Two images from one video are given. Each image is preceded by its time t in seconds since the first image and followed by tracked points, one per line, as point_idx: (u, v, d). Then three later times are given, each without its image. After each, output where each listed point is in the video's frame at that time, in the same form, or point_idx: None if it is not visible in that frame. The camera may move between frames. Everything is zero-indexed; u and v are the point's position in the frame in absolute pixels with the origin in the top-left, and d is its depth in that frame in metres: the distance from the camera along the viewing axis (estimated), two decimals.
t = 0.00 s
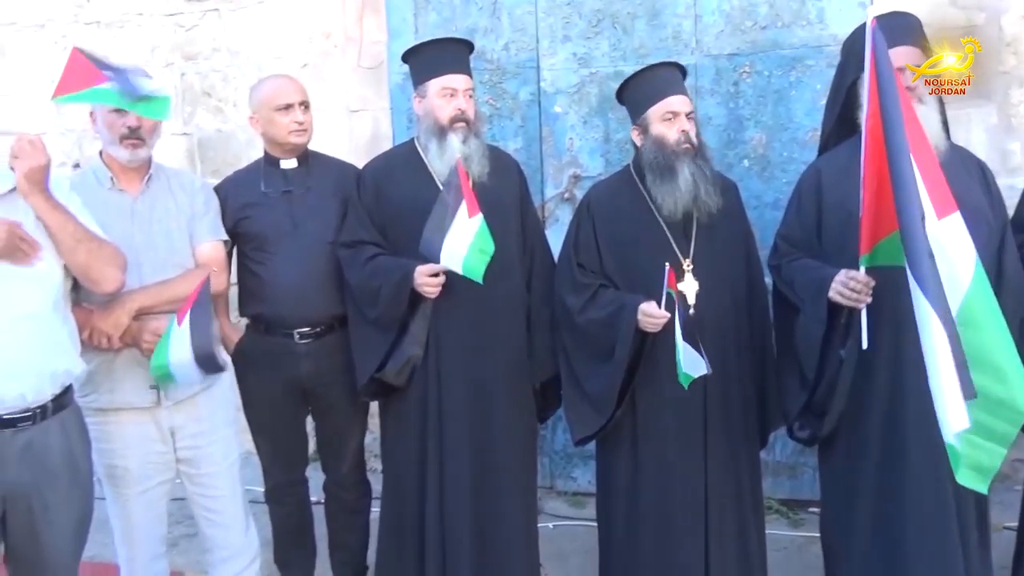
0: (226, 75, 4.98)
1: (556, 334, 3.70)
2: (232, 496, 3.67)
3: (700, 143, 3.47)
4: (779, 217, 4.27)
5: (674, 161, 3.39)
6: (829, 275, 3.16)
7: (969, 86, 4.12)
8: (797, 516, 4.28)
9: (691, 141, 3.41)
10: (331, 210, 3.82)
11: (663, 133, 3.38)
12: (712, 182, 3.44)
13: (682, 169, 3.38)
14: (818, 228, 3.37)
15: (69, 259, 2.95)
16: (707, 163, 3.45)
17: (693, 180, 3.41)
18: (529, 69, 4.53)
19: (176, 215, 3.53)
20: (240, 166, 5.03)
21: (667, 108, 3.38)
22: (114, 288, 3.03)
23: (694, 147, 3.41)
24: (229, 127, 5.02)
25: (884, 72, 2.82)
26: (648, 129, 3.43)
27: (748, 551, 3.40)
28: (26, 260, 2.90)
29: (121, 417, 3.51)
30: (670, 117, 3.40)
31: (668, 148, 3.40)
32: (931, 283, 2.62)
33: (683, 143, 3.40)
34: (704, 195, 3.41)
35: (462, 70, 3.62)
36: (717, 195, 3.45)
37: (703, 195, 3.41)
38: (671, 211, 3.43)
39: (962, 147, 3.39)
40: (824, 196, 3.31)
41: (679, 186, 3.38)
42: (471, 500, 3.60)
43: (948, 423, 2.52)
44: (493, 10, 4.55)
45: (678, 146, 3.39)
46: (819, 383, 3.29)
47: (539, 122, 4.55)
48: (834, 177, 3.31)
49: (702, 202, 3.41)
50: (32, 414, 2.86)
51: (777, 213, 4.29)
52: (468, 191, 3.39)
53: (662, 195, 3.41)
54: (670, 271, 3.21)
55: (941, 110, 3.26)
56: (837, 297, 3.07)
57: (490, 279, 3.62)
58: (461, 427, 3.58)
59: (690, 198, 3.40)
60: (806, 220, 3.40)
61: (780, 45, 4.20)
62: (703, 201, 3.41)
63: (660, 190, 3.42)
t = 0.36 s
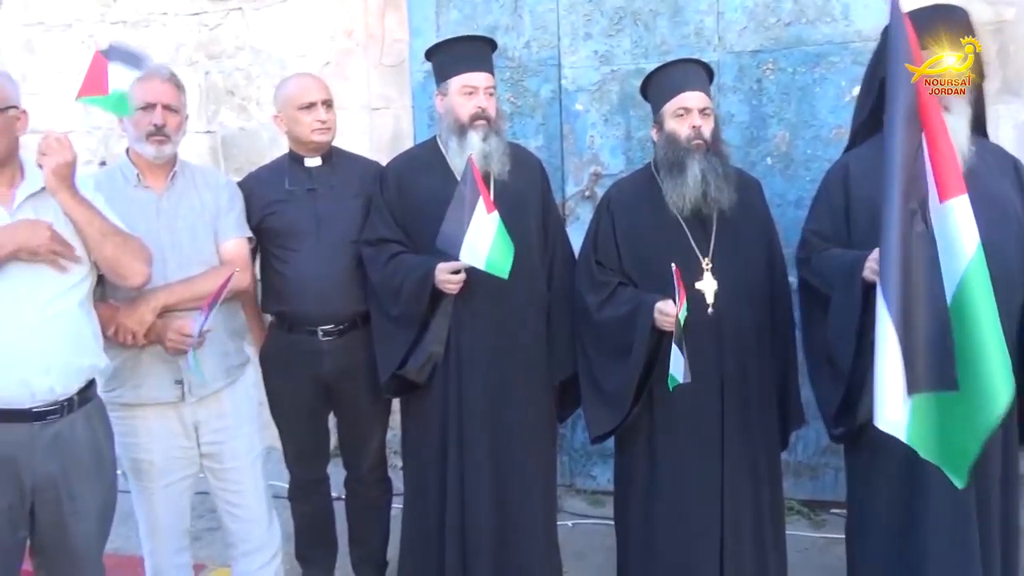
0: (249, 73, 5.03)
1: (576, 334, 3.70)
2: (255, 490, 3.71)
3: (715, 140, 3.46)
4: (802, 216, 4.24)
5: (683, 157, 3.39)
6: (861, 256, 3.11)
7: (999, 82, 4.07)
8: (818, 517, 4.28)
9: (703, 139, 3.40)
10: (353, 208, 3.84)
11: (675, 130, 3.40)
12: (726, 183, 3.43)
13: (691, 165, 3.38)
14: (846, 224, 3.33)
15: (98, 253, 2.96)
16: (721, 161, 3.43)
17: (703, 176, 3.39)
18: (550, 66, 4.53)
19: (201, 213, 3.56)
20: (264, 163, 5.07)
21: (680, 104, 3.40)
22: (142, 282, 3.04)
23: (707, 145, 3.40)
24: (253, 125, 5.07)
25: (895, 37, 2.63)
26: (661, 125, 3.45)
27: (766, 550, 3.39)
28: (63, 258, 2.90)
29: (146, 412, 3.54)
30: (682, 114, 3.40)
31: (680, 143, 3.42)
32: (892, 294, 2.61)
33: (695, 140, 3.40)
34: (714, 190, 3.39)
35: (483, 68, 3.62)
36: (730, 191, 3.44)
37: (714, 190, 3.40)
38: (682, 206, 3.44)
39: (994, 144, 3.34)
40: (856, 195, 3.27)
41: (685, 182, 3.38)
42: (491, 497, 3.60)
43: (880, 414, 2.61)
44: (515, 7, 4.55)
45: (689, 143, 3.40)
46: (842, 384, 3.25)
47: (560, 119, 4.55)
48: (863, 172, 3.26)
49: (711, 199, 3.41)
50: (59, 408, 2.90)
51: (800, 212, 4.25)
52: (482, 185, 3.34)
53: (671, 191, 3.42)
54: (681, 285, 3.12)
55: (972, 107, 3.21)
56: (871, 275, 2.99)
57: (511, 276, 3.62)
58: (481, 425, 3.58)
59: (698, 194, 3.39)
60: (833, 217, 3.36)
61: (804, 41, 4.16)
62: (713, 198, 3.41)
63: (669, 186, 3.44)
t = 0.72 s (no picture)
0: (276, 72, 5.08)
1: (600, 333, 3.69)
2: (279, 487, 3.73)
3: (740, 140, 3.43)
4: (830, 215, 4.21)
5: (705, 158, 3.37)
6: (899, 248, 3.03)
7: None
8: (844, 520, 4.26)
9: (726, 140, 3.38)
10: (380, 207, 3.86)
11: (700, 130, 3.39)
12: (749, 183, 3.40)
13: (712, 166, 3.35)
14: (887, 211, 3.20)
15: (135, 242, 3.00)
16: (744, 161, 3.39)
17: (724, 177, 3.37)
18: (575, 65, 4.53)
19: (230, 215, 3.58)
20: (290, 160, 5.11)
21: (705, 104, 3.37)
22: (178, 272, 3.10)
23: (731, 146, 3.37)
24: (280, 123, 5.13)
25: (923, 4, 2.81)
26: (686, 124, 3.45)
27: (789, 552, 3.36)
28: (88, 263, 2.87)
29: (173, 409, 3.58)
30: (707, 114, 3.38)
31: (705, 144, 3.40)
32: (871, 257, 2.90)
33: (718, 140, 3.38)
34: (735, 190, 3.38)
35: (507, 66, 3.63)
36: (753, 192, 3.42)
37: (735, 188, 3.37)
38: (703, 207, 3.42)
39: None
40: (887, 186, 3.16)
41: (706, 184, 3.36)
42: (513, 496, 3.60)
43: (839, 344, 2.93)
44: (540, 6, 4.56)
45: (711, 144, 3.38)
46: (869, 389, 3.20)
47: (585, 118, 4.55)
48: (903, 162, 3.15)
49: (732, 198, 3.39)
50: (90, 401, 2.93)
51: (828, 211, 4.22)
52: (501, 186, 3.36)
53: (693, 194, 3.41)
54: (691, 285, 3.16)
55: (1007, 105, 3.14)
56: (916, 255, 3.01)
57: (535, 276, 3.62)
58: (504, 423, 3.58)
59: (719, 195, 3.38)
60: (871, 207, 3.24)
61: (833, 39, 4.12)
62: (735, 196, 3.39)
63: (690, 187, 3.43)
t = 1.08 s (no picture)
0: (306, 71, 5.13)
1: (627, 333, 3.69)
2: (308, 482, 3.76)
3: (772, 140, 3.40)
4: (863, 215, 4.16)
5: (737, 158, 3.36)
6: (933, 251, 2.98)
7: None
8: (874, 525, 4.20)
9: (759, 138, 3.35)
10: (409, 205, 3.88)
11: (731, 129, 3.36)
12: (781, 182, 3.38)
13: (744, 165, 3.34)
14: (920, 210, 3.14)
15: (147, 255, 3.00)
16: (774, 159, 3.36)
17: (755, 176, 3.35)
18: (603, 64, 4.53)
19: (263, 211, 3.61)
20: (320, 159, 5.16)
21: (737, 103, 3.35)
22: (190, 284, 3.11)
23: (763, 145, 3.35)
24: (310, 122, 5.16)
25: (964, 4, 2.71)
26: (718, 123, 3.42)
27: (818, 557, 3.31)
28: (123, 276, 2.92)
29: (205, 404, 3.62)
30: (740, 112, 3.36)
31: (737, 143, 3.38)
32: (874, 275, 2.91)
33: (750, 139, 3.35)
34: (766, 189, 3.35)
35: (534, 64, 3.63)
36: (785, 192, 3.39)
37: (767, 188, 3.35)
38: (734, 207, 3.40)
39: None
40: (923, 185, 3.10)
41: (737, 182, 3.35)
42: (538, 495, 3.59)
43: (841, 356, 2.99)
44: (569, 5, 4.56)
45: (744, 143, 3.36)
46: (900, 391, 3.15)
47: (613, 117, 4.54)
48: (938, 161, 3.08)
49: (765, 198, 3.36)
50: (126, 393, 2.99)
51: (860, 211, 4.17)
52: (523, 183, 3.34)
53: (724, 192, 3.39)
54: (717, 285, 3.21)
55: None
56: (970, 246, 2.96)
57: (562, 276, 3.62)
58: (530, 423, 3.58)
59: (750, 194, 3.36)
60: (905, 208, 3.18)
61: (866, 36, 4.06)
62: (767, 196, 3.36)
63: (721, 188, 3.41)
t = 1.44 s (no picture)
0: (342, 70, 5.19)
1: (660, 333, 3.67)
2: (343, 477, 3.80)
3: (813, 138, 3.37)
4: (902, 215, 4.09)
5: (778, 156, 3.32)
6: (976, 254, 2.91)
7: None
8: (913, 531, 4.14)
9: (800, 135, 3.31)
10: (444, 203, 3.89)
11: (771, 126, 3.33)
12: (823, 180, 3.32)
13: (785, 163, 3.29)
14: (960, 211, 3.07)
15: (180, 250, 3.07)
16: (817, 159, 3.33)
17: (798, 174, 3.30)
18: (639, 61, 4.51)
19: (300, 207, 3.65)
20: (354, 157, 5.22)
21: (777, 99, 3.31)
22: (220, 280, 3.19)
23: (804, 142, 3.32)
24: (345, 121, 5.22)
25: None
26: (757, 120, 3.38)
27: (854, 561, 3.27)
28: (152, 274, 2.98)
29: (242, 399, 3.65)
30: (780, 109, 3.32)
31: (777, 140, 3.34)
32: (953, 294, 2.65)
33: (791, 136, 3.32)
34: (808, 188, 3.29)
35: (568, 63, 3.62)
36: (827, 191, 3.33)
37: (809, 187, 3.29)
38: (776, 207, 3.34)
39: None
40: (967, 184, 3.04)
41: (780, 181, 3.29)
42: (569, 493, 3.58)
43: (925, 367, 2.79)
44: (604, 3, 4.54)
45: (784, 139, 3.32)
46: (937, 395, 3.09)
47: (647, 115, 4.52)
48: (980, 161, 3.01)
49: (805, 197, 3.31)
50: (166, 385, 3.04)
51: (900, 211, 4.10)
52: (559, 181, 3.29)
53: (764, 191, 3.34)
54: (754, 285, 3.12)
55: None
56: None
57: (595, 274, 3.60)
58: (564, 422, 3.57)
59: (793, 192, 3.30)
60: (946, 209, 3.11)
61: (908, 32, 3.99)
62: (809, 195, 3.30)
63: (761, 187, 3.36)
